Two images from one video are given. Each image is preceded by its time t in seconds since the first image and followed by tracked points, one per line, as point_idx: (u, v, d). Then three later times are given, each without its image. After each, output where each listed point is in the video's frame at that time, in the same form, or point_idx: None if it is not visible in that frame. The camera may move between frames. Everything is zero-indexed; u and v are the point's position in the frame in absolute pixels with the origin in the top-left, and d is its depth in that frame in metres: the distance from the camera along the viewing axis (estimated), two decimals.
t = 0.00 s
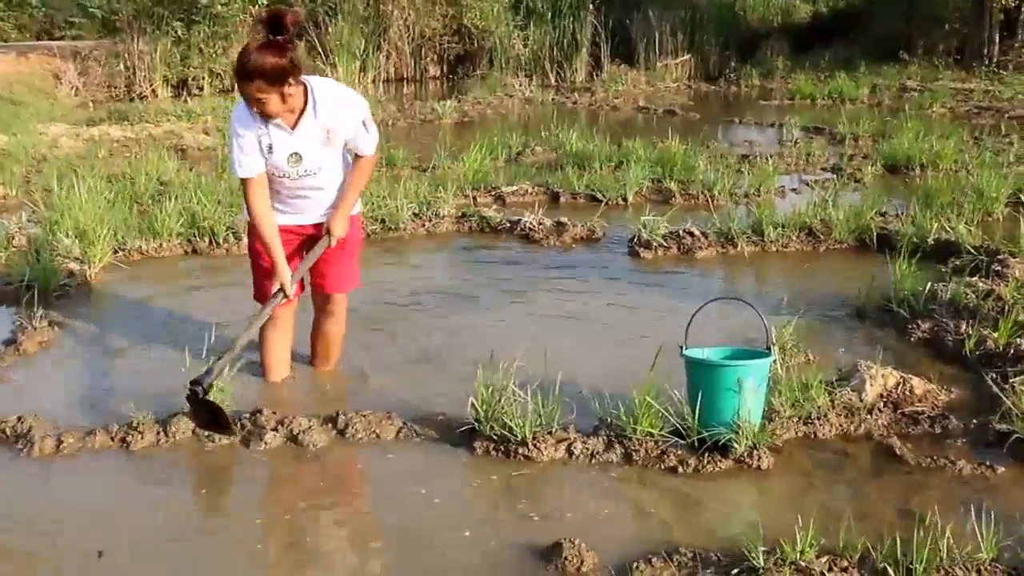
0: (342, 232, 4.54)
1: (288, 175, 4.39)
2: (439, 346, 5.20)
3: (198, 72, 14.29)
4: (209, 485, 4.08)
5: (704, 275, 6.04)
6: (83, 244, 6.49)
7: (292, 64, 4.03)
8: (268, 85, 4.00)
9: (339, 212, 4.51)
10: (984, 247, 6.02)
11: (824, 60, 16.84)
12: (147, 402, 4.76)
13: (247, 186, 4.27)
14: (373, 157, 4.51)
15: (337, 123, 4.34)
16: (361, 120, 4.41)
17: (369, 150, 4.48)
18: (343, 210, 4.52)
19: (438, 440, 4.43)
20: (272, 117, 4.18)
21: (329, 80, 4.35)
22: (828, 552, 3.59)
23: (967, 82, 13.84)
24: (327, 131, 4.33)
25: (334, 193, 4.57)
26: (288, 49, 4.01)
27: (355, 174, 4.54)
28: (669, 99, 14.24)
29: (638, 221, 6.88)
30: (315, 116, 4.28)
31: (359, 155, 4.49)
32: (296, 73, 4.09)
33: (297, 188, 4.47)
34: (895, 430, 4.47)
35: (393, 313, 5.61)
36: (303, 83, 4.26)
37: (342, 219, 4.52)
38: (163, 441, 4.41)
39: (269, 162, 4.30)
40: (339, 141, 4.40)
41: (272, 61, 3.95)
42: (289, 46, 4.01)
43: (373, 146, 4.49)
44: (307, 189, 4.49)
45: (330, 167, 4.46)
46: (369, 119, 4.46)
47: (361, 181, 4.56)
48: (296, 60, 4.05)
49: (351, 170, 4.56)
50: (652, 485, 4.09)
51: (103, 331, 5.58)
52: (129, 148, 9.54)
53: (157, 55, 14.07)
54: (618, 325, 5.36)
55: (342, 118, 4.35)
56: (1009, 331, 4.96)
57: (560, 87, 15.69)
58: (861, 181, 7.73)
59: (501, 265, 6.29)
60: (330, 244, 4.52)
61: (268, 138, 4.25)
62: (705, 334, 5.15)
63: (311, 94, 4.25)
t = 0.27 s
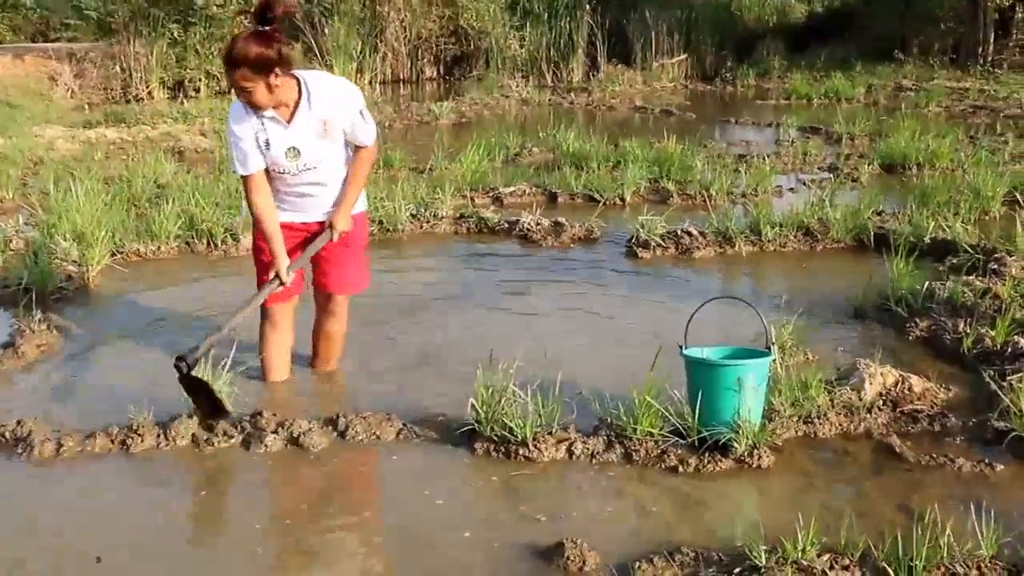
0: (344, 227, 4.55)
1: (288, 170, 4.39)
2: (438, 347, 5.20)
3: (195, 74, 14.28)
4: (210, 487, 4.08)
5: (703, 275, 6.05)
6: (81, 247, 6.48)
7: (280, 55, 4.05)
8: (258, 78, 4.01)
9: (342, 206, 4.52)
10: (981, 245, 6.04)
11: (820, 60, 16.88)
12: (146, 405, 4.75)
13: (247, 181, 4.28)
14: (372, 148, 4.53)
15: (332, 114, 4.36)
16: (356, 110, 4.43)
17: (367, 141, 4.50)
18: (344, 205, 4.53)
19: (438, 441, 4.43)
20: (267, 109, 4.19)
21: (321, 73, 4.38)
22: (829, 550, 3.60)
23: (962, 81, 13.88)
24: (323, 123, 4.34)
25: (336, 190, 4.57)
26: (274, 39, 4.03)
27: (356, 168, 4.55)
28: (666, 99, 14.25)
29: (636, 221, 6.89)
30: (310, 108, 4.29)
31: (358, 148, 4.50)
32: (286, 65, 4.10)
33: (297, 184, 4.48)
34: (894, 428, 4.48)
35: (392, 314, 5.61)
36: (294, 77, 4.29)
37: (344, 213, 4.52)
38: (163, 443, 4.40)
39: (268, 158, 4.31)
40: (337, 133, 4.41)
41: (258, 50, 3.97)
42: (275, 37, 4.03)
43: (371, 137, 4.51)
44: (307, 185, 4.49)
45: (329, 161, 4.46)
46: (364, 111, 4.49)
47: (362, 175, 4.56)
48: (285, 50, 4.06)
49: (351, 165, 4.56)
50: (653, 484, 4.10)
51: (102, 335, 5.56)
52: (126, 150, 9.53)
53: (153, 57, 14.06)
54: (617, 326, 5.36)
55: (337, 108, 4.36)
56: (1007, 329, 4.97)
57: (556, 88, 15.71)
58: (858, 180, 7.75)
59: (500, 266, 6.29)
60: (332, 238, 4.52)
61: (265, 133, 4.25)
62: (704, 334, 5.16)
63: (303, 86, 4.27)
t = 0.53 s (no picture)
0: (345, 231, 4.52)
1: (283, 170, 4.40)
2: (440, 349, 5.21)
3: (194, 75, 14.28)
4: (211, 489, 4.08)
5: (703, 276, 6.06)
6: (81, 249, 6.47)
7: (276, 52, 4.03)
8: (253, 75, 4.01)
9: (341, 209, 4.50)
10: (981, 245, 6.06)
11: (819, 60, 16.90)
12: (149, 407, 4.74)
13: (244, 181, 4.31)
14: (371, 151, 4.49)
15: (328, 117, 4.33)
16: (354, 113, 4.38)
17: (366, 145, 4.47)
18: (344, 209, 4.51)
19: (441, 443, 4.44)
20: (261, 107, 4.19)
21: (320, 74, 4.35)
22: (831, 549, 3.61)
23: (960, 81, 13.92)
24: (318, 125, 4.33)
25: (336, 191, 4.57)
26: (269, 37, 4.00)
27: (356, 171, 4.53)
28: (665, 100, 14.27)
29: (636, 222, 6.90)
30: (305, 108, 4.28)
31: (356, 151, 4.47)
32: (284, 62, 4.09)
33: (295, 185, 4.50)
34: (895, 428, 4.50)
35: (393, 316, 5.62)
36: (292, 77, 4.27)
37: (344, 217, 4.50)
38: (164, 447, 4.39)
39: (264, 156, 4.33)
40: (334, 136, 4.39)
41: (250, 48, 3.94)
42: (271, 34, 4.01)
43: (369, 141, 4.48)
44: (305, 185, 4.50)
45: (326, 162, 4.45)
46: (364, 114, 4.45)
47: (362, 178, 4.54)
48: (280, 48, 4.05)
49: (351, 166, 4.54)
50: (656, 485, 4.10)
51: (102, 338, 5.55)
52: (125, 152, 9.53)
53: (152, 59, 14.06)
54: (619, 327, 5.37)
55: (333, 112, 4.33)
56: (1007, 328, 4.98)
57: (556, 89, 15.72)
58: (857, 180, 7.77)
59: (501, 267, 6.30)
60: (330, 245, 4.50)
61: (260, 132, 4.27)
62: (706, 335, 5.17)
63: (299, 87, 4.26)
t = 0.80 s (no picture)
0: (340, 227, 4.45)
1: (276, 167, 4.38)
2: (445, 350, 5.22)
3: (196, 78, 14.30)
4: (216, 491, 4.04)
5: (707, 278, 6.08)
6: (85, 252, 6.48)
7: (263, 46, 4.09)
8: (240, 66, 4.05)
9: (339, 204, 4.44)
10: (983, 246, 6.08)
11: (821, 62, 16.94)
12: (154, 409, 4.64)
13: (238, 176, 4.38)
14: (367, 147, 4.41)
15: (319, 113, 4.29)
16: (347, 110, 4.31)
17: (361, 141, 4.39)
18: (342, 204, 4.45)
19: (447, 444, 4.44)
20: (251, 103, 4.21)
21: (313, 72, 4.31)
22: (838, 551, 3.62)
23: (961, 83, 13.95)
24: (308, 121, 4.29)
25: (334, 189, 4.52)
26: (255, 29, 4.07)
27: (353, 169, 4.45)
28: (667, 102, 14.30)
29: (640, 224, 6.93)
30: (295, 105, 4.25)
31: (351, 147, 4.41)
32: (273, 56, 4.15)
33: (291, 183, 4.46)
34: (900, 429, 4.51)
35: (398, 317, 5.64)
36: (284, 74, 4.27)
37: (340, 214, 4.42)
38: (171, 451, 4.29)
39: (257, 153, 4.33)
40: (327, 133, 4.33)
41: (233, 40, 4.01)
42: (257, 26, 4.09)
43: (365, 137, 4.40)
44: (300, 184, 4.47)
45: (320, 159, 4.41)
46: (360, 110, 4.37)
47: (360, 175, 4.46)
48: (266, 44, 4.09)
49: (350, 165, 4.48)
50: (662, 486, 4.12)
51: (107, 340, 5.50)
52: (128, 155, 9.55)
53: (154, 61, 14.07)
54: (623, 329, 5.39)
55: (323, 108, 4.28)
56: (1010, 329, 5.01)
57: (558, 91, 15.75)
58: (859, 182, 7.79)
59: (506, 269, 6.32)
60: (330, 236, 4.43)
61: (251, 128, 4.28)
62: (711, 337, 5.19)
63: (289, 83, 4.24)
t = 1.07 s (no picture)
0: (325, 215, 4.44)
1: (250, 167, 4.38)
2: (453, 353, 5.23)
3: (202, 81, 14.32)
4: (222, 493, 4.04)
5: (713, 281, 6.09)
6: (93, 255, 6.49)
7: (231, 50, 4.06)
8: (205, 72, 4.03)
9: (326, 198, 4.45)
10: (989, 249, 6.09)
11: (826, 65, 16.95)
12: (163, 413, 4.64)
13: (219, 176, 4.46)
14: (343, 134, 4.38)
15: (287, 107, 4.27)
16: (317, 101, 4.31)
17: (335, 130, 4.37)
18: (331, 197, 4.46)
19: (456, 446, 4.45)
20: (219, 102, 4.20)
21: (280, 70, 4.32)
22: (846, 553, 3.63)
23: (967, 87, 13.96)
24: (275, 118, 4.28)
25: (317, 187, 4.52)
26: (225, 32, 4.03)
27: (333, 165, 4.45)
28: (673, 106, 14.32)
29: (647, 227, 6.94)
30: (263, 102, 4.25)
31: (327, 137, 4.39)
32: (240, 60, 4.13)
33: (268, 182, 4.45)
34: (908, 431, 4.52)
35: (405, 320, 5.65)
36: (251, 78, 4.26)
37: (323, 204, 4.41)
38: (179, 454, 4.28)
39: (230, 154, 4.35)
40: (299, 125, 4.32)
41: (193, 37, 3.99)
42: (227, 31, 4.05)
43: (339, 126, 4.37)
44: (276, 184, 4.47)
45: (296, 157, 4.40)
46: (333, 104, 4.37)
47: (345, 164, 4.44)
48: (229, 42, 4.05)
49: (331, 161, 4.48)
50: (669, 489, 4.13)
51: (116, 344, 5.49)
52: (135, 158, 9.58)
53: (159, 64, 14.08)
54: (631, 332, 5.40)
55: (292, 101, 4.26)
56: (1017, 332, 5.02)
57: (563, 94, 15.77)
58: (866, 185, 7.80)
59: (513, 273, 6.34)
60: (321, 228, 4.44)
61: (223, 129, 4.30)
62: (719, 340, 5.20)
63: (255, 81, 4.23)
